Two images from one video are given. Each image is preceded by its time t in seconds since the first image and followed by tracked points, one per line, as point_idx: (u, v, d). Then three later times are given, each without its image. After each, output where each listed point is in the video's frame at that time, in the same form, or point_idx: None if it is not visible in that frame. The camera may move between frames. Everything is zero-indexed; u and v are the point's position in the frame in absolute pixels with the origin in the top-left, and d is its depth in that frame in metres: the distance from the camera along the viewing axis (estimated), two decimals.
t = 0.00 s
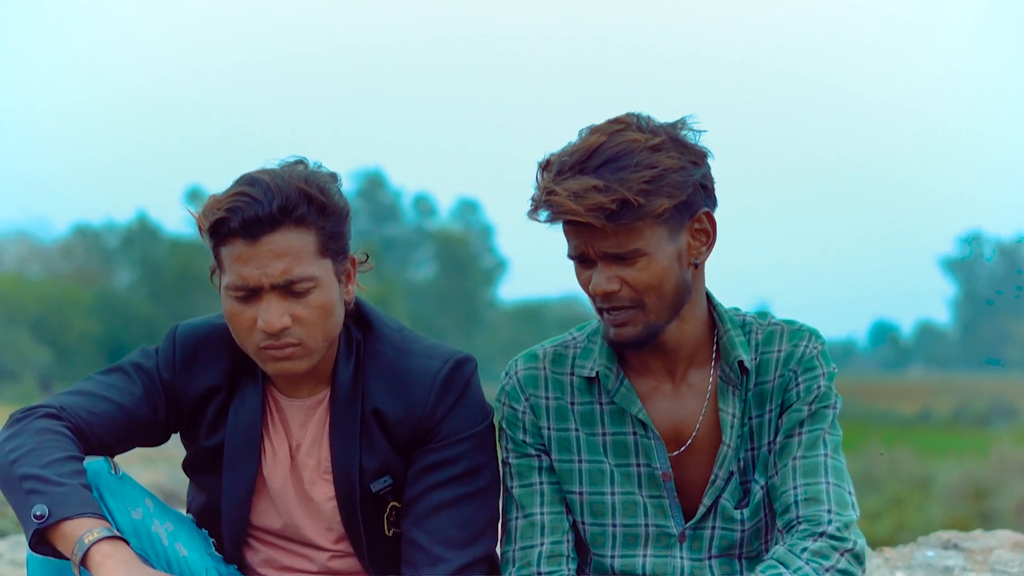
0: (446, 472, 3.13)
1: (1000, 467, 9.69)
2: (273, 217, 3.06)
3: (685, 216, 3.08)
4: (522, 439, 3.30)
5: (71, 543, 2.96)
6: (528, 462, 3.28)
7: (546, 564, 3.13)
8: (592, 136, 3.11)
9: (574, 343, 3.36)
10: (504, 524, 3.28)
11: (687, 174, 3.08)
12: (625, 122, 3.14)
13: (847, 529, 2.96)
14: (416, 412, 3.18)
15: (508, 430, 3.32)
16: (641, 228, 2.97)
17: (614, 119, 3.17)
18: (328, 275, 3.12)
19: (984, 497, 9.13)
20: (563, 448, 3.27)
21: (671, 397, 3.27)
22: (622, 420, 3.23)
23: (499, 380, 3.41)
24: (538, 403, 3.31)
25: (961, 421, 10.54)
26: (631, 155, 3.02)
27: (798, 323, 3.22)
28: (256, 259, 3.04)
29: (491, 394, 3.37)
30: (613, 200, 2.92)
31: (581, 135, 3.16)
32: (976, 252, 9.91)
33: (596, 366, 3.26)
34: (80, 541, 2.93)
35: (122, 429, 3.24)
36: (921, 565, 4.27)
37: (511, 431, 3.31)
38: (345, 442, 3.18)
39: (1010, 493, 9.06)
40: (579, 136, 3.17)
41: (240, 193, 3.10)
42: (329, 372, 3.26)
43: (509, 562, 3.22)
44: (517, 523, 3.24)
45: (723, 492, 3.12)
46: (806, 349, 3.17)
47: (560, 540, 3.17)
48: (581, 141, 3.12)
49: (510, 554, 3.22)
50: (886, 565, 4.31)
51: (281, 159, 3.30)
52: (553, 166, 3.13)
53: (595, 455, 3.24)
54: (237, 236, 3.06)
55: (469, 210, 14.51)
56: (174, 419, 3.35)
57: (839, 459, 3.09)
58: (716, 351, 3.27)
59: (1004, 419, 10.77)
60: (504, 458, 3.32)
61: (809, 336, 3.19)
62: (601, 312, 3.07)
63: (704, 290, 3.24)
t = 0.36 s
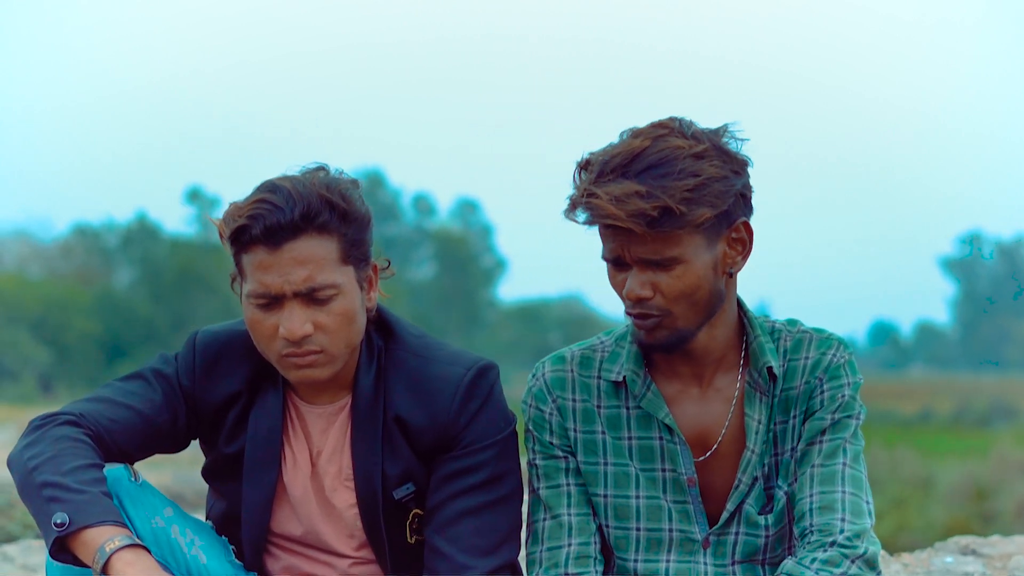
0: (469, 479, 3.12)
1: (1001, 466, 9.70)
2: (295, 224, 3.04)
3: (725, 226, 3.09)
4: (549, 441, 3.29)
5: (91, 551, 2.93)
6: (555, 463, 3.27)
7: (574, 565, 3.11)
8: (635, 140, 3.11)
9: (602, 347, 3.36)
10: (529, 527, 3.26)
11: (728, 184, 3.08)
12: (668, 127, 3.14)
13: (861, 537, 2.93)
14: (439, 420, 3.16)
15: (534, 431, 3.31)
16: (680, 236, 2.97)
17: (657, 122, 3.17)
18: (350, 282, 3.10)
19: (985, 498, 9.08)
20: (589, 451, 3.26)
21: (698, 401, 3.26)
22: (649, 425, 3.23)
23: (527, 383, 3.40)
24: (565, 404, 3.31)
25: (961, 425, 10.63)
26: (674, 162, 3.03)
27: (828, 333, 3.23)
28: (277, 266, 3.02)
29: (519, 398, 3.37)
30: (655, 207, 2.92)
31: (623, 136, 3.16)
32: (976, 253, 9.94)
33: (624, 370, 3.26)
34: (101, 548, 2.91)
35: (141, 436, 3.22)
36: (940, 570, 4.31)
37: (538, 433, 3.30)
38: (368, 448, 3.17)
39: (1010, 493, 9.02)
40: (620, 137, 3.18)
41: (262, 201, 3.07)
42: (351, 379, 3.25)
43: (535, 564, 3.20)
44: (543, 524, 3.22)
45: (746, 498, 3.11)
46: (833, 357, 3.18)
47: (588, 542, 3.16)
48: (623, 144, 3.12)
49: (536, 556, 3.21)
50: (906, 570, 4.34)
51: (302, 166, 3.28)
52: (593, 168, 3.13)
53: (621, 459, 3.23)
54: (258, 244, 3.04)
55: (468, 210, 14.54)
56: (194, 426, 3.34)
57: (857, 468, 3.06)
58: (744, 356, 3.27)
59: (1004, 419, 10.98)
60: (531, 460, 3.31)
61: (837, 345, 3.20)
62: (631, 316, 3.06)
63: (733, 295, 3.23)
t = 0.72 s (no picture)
0: (473, 481, 3.11)
1: (1000, 467, 9.69)
2: (303, 225, 3.02)
3: (768, 273, 3.10)
4: (550, 440, 3.27)
5: (94, 555, 2.92)
6: (556, 463, 3.25)
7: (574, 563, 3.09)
8: (722, 155, 3.05)
9: (605, 347, 3.33)
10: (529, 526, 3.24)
11: (787, 238, 3.09)
12: (759, 157, 3.08)
13: (862, 532, 2.93)
14: (443, 421, 3.16)
15: (536, 430, 3.29)
16: (724, 269, 2.98)
17: (750, 147, 3.11)
18: (356, 283, 3.09)
19: (984, 498, 9.07)
20: (589, 452, 3.25)
21: (695, 403, 3.26)
22: (648, 428, 3.22)
23: (529, 381, 3.38)
24: (566, 404, 3.29)
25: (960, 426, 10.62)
26: (751, 199, 3.00)
27: (829, 338, 3.22)
28: (284, 268, 3.01)
29: (520, 396, 3.35)
30: (719, 237, 2.91)
31: (712, 146, 3.10)
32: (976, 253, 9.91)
33: (623, 373, 3.24)
34: (103, 552, 2.90)
35: (144, 437, 3.21)
36: (943, 571, 4.30)
37: (539, 433, 3.29)
38: (372, 449, 3.16)
39: (1008, 493, 8.98)
40: (709, 146, 3.10)
41: (269, 202, 3.06)
42: (355, 380, 3.24)
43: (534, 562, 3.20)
44: (543, 522, 3.20)
45: (740, 503, 3.13)
46: (834, 362, 3.16)
47: (588, 541, 3.14)
48: (711, 155, 3.05)
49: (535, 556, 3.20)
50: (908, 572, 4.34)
51: (307, 167, 3.27)
52: (674, 165, 3.07)
53: (619, 461, 3.23)
54: (265, 246, 3.03)
55: (468, 211, 14.54)
56: (196, 427, 3.33)
57: (857, 465, 3.05)
58: (748, 363, 3.26)
59: (1004, 420, 10.99)
60: (533, 459, 3.30)
61: (839, 349, 3.18)
62: (637, 316, 3.05)
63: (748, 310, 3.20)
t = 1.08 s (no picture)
0: (469, 473, 3.09)
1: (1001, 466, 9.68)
2: (301, 217, 3.00)
3: (739, 240, 3.05)
4: (555, 442, 3.25)
5: (87, 547, 2.90)
6: (559, 466, 3.23)
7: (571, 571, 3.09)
8: (669, 136, 3.11)
9: (615, 347, 3.32)
10: (530, 529, 3.22)
11: (749, 198, 3.04)
12: (707, 130, 3.11)
13: (904, 548, 2.90)
14: (439, 414, 3.14)
15: (541, 429, 3.27)
16: (685, 237, 2.95)
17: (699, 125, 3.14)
18: (354, 276, 3.08)
19: (985, 497, 9.06)
20: (598, 455, 3.23)
21: (710, 408, 3.23)
22: (658, 431, 3.20)
23: (536, 378, 3.36)
24: (575, 406, 3.27)
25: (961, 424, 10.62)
26: (700, 164, 3.00)
27: (845, 338, 3.20)
28: (282, 259, 2.99)
29: (527, 394, 3.33)
30: (666, 202, 2.91)
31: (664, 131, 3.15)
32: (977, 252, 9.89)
33: (636, 376, 3.22)
34: (96, 544, 2.88)
35: (138, 430, 3.19)
36: (943, 567, 4.32)
37: (545, 433, 3.26)
38: (367, 443, 3.14)
39: (1011, 493, 8.97)
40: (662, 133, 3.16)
41: (267, 193, 3.04)
42: (351, 372, 3.22)
43: (532, 565, 3.18)
44: (543, 526, 3.19)
45: (761, 507, 3.09)
46: (853, 365, 3.14)
47: (587, 547, 3.13)
48: (659, 137, 3.11)
49: (534, 557, 3.18)
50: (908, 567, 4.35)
51: (305, 158, 3.25)
52: (627, 154, 3.12)
53: (631, 464, 3.20)
54: (263, 238, 3.01)
55: (468, 210, 14.47)
56: (191, 420, 3.31)
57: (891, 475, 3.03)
58: (760, 365, 3.23)
59: (1005, 418, 10.99)
60: (536, 461, 3.27)
61: (856, 350, 3.16)
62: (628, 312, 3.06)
63: (751, 301, 3.17)
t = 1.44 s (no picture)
0: (466, 470, 3.09)
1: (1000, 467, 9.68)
2: (308, 209, 3.01)
3: (717, 220, 3.05)
4: (555, 427, 3.25)
5: (83, 542, 2.90)
6: (560, 451, 3.24)
7: (575, 555, 3.10)
8: (636, 126, 3.11)
9: (612, 335, 3.33)
10: (532, 514, 3.22)
11: (721, 178, 3.03)
12: (674, 117, 3.12)
13: (885, 532, 2.92)
14: (436, 411, 3.14)
15: (541, 416, 3.27)
16: (663, 226, 2.96)
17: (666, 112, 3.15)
18: (357, 270, 3.08)
19: (985, 499, 9.06)
20: (594, 439, 3.23)
21: (705, 394, 3.23)
22: (655, 416, 3.20)
23: (534, 367, 3.37)
24: (572, 392, 3.27)
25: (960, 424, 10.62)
26: (667, 151, 3.01)
27: (838, 322, 3.20)
28: (288, 252, 2.99)
29: (526, 380, 3.34)
30: (637, 194, 2.92)
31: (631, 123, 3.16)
32: (976, 253, 9.87)
33: (632, 361, 3.22)
34: (92, 539, 2.88)
35: (134, 426, 3.19)
36: (940, 564, 4.34)
37: (544, 419, 3.27)
38: (364, 438, 3.14)
39: (1009, 494, 8.97)
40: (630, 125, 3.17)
41: (273, 186, 3.04)
42: (348, 368, 3.22)
43: (536, 551, 3.18)
44: (545, 511, 3.19)
45: (754, 490, 3.09)
46: (844, 348, 3.13)
47: (590, 531, 3.14)
48: (626, 128, 3.12)
49: (537, 543, 3.18)
50: (905, 564, 4.37)
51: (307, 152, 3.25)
52: (599, 150, 3.13)
53: (627, 448, 3.20)
54: (269, 230, 3.01)
55: (468, 211, 14.48)
56: (187, 416, 3.31)
57: (873, 460, 3.04)
58: (755, 349, 3.23)
59: (1004, 419, 10.96)
60: (536, 447, 3.28)
61: (848, 335, 3.15)
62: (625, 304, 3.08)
63: (744, 283, 3.21)
